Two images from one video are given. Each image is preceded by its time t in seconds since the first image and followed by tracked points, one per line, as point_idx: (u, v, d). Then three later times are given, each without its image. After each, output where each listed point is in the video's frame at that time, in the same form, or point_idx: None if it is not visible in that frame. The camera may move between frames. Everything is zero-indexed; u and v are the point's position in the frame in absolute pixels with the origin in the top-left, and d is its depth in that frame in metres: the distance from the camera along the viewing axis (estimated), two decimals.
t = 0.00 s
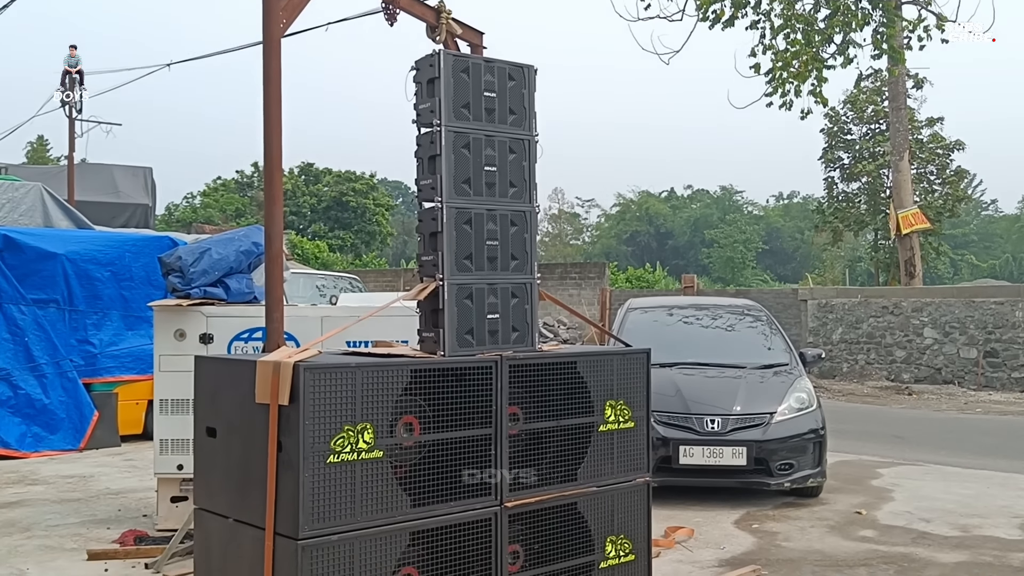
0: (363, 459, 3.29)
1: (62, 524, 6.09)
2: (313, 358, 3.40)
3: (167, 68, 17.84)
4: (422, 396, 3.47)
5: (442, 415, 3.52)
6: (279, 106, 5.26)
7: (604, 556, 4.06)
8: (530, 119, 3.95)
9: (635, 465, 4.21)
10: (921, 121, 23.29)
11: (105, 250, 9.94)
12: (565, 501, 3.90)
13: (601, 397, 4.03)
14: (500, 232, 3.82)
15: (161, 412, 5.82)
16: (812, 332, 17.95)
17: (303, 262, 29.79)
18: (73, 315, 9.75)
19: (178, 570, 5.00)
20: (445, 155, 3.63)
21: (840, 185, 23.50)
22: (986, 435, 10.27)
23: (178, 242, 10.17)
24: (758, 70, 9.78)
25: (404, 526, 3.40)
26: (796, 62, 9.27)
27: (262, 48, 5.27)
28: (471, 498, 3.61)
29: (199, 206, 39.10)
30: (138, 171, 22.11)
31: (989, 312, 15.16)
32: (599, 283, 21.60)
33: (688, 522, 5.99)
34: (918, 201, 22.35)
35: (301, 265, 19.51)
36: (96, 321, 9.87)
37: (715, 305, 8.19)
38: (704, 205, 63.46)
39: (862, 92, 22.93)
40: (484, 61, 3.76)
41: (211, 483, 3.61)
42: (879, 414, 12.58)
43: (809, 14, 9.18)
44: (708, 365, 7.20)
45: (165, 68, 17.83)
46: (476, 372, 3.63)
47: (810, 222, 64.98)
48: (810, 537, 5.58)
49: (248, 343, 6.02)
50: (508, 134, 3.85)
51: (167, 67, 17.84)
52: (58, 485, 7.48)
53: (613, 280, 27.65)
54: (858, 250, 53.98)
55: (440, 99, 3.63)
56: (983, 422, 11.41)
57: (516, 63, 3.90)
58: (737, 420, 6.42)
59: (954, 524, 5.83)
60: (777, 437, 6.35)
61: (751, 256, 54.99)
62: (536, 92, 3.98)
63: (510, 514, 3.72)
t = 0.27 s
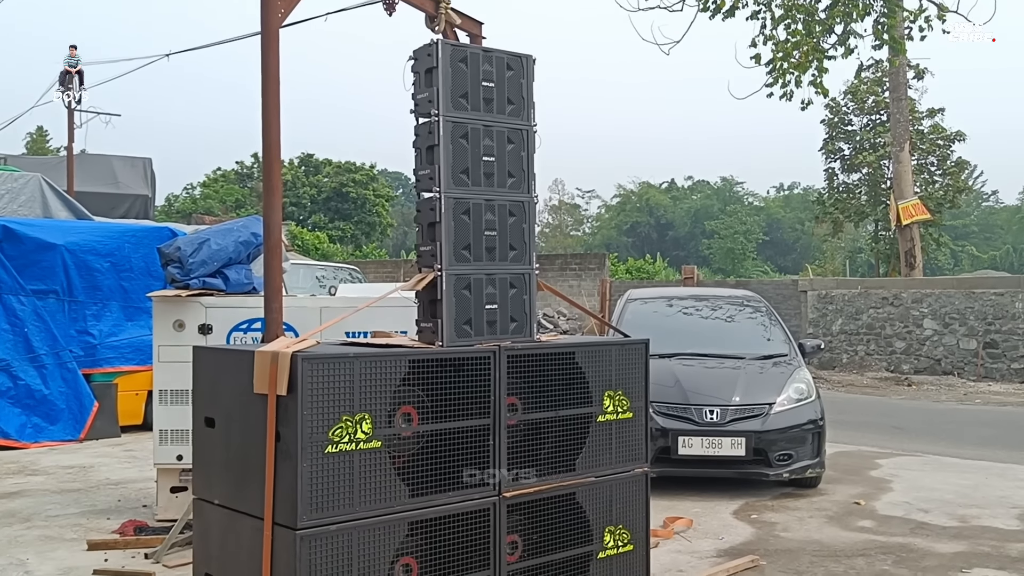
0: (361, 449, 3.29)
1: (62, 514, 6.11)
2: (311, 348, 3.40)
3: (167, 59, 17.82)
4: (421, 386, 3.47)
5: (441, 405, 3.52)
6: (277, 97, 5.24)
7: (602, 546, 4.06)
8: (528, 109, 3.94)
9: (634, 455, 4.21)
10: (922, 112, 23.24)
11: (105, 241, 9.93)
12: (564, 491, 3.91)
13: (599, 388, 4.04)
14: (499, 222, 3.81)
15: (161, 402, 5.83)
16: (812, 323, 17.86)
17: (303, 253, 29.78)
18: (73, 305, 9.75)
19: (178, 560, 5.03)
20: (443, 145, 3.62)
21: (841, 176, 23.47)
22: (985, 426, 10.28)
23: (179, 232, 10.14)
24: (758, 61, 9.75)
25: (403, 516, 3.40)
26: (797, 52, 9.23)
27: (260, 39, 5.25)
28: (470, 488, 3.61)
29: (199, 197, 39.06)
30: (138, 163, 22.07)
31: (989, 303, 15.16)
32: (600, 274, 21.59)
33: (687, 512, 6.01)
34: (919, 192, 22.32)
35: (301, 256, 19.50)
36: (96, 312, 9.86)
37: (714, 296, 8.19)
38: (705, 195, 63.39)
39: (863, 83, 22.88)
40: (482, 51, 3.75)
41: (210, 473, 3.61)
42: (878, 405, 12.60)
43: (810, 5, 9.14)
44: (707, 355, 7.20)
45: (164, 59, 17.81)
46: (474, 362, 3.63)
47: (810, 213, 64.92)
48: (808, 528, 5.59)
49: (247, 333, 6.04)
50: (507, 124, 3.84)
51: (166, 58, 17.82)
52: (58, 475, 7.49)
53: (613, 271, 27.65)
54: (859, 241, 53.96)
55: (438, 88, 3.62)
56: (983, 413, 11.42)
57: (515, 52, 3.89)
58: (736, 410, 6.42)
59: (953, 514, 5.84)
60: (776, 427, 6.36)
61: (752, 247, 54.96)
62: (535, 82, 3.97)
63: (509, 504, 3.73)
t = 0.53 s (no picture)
0: (359, 441, 3.29)
1: (61, 506, 6.11)
2: (310, 340, 3.39)
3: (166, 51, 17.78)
4: (419, 378, 3.47)
5: (439, 398, 3.52)
6: (276, 89, 5.22)
7: (600, 538, 4.06)
8: (527, 101, 3.92)
9: (633, 447, 4.21)
10: (922, 104, 23.21)
11: (103, 233, 9.93)
12: (562, 483, 3.91)
13: (598, 380, 4.03)
14: (497, 215, 3.80)
15: (161, 394, 5.82)
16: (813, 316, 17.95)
17: (303, 245, 29.78)
18: (72, 298, 9.74)
19: (177, 552, 5.04)
20: (441, 137, 3.61)
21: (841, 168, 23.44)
22: (985, 418, 10.29)
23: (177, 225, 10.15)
24: (759, 52, 9.72)
25: (401, 508, 3.41)
26: (797, 44, 9.21)
27: (258, 31, 5.23)
28: (468, 480, 3.61)
29: (199, 190, 39.03)
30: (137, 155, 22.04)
31: (989, 296, 15.16)
32: (599, 267, 21.58)
33: (686, 504, 6.01)
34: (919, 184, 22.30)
35: (301, 248, 19.49)
36: (95, 304, 9.87)
37: (714, 288, 8.18)
38: (705, 188, 63.34)
39: (863, 75, 22.83)
40: (480, 42, 3.74)
41: (207, 465, 3.61)
42: (878, 397, 12.61)
43: None
44: (707, 348, 7.20)
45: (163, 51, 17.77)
46: (473, 354, 3.63)
47: (811, 205, 64.89)
48: (807, 520, 5.59)
49: (246, 326, 6.01)
50: (505, 117, 3.83)
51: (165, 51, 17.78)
52: (58, 468, 7.50)
53: (613, 263, 27.66)
54: (859, 234, 53.95)
55: (436, 81, 3.61)
56: (983, 406, 11.44)
57: (513, 44, 3.88)
58: (735, 403, 6.43)
59: (952, 506, 5.85)
60: (775, 420, 6.36)
61: (752, 239, 54.94)
62: (533, 74, 3.95)
63: (508, 497, 3.73)
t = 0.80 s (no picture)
0: (359, 432, 3.29)
1: (62, 496, 6.12)
2: (309, 330, 3.39)
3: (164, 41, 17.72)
4: (419, 368, 3.47)
5: (439, 388, 3.52)
6: (275, 79, 5.20)
7: (600, 527, 4.06)
8: (527, 90, 3.91)
9: (633, 437, 4.22)
10: (924, 94, 23.15)
11: (104, 224, 9.92)
12: (562, 473, 3.91)
13: (598, 370, 4.03)
14: (497, 204, 3.79)
15: (161, 385, 5.83)
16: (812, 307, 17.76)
17: (303, 236, 29.77)
18: (73, 288, 9.74)
19: (178, 542, 5.06)
20: (440, 126, 3.60)
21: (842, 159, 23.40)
22: (985, 409, 10.29)
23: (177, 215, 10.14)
24: (760, 43, 9.69)
25: (401, 498, 3.41)
26: (798, 34, 9.18)
27: (257, 20, 5.21)
28: (468, 470, 3.61)
29: (199, 180, 38.99)
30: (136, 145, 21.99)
31: (990, 286, 15.15)
32: (600, 258, 21.57)
33: (686, 495, 6.02)
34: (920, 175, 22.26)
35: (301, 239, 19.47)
36: (95, 295, 9.86)
37: (714, 279, 8.17)
38: (706, 178, 63.26)
39: (865, 65, 22.77)
40: (479, 31, 3.72)
41: (207, 454, 3.60)
42: (878, 388, 12.61)
43: None
44: (707, 338, 7.20)
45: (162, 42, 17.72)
46: (473, 344, 3.62)
47: (812, 196, 64.82)
48: (806, 510, 5.60)
49: (245, 316, 6.00)
50: (505, 106, 3.82)
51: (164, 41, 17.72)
52: (59, 458, 7.51)
53: (614, 254, 27.65)
54: (860, 224, 53.90)
55: (435, 70, 3.60)
56: (983, 396, 11.44)
57: (512, 33, 3.86)
58: (735, 393, 6.42)
59: (951, 496, 5.85)
60: (775, 410, 6.36)
61: (752, 230, 54.90)
62: (533, 63, 3.94)
63: (507, 487, 3.73)
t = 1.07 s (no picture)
0: (358, 422, 3.29)
1: (62, 486, 6.13)
2: (308, 321, 3.39)
3: (163, 30, 17.60)
4: (418, 359, 3.47)
5: (438, 378, 3.52)
6: (275, 68, 5.18)
7: (599, 518, 4.07)
8: (526, 80, 3.90)
9: (632, 428, 4.22)
10: (925, 84, 23.09)
11: (103, 214, 9.91)
12: (561, 464, 3.91)
13: (597, 360, 4.03)
14: (496, 195, 3.78)
15: (161, 374, 5.83)
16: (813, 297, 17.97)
17: (303, 227, 29.75)
18: (72, 279, 9.73)
19: (178, 532, 5.06)
20: (439, 116, 3.59)
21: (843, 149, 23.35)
22: (984, 399, 10.31)
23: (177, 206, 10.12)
24: (761, 32, 9.66)
25: (400, 489, 3.41)
26: (799, 24, 9.15)
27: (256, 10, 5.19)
28: (467, 460, 3.62)
29: (199, 170, 38.94)
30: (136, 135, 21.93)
31: (990, 277, 15.14)
32: (600, 248, 21.55)
33: (685, 485, 6.03)
34: (921, 166, 22.22)
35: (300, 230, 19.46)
36: (95, 285, 9.85)
37: (714, 269, 8.17)
38: (707, 169, 63.17)
39: (866, 55, 22.70)
40: (478, 21, 3.71)
41: (207, 445, 3.60)
42: (878, 378, 12.63)
43: None
44: (706, 329, 7.20)
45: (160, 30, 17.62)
46: (472, 335, 3.62)
47: (812, 186, 64.74)
48: (806, 500, 5.61)
49: (245, 306, 6.01)
50: (504, 96, 3.80)
51: (162, 30, 17.61)
52: (59, 448, 7.52)
53: (614, 245, 27.65)
54: (861, 216, 53.85)
55: (434, 59, 3.59)
56: (982, 387, 11.46)
57: (511, 23, 3.84)
58: (735, 383, 6.42)
59: (950, 487, 5.86)
60: (775, 401, 6.36)
61: (753, 221, 54.87)
62: (532, 53, 3.92)
63: (506, 478, 3.73)
